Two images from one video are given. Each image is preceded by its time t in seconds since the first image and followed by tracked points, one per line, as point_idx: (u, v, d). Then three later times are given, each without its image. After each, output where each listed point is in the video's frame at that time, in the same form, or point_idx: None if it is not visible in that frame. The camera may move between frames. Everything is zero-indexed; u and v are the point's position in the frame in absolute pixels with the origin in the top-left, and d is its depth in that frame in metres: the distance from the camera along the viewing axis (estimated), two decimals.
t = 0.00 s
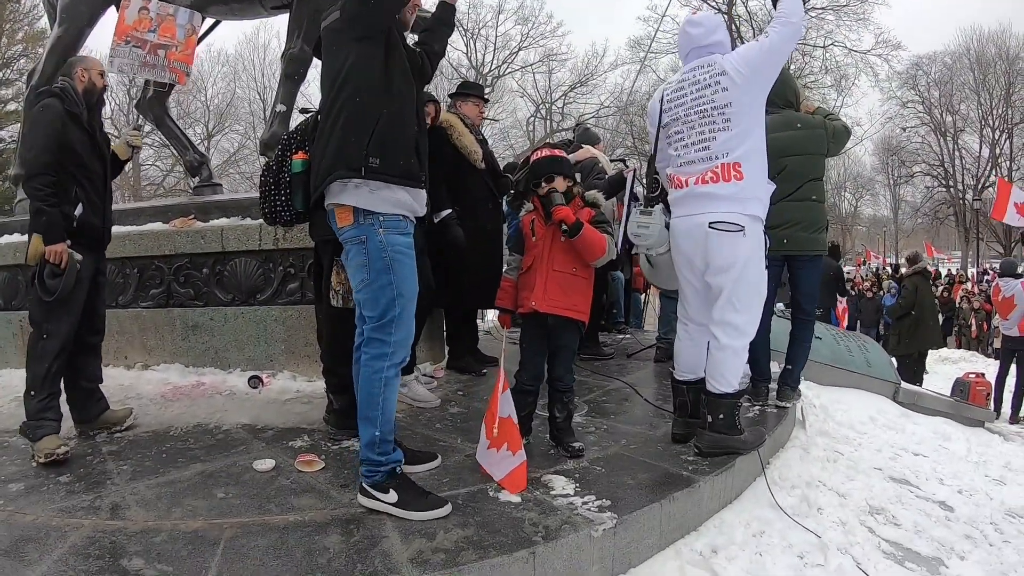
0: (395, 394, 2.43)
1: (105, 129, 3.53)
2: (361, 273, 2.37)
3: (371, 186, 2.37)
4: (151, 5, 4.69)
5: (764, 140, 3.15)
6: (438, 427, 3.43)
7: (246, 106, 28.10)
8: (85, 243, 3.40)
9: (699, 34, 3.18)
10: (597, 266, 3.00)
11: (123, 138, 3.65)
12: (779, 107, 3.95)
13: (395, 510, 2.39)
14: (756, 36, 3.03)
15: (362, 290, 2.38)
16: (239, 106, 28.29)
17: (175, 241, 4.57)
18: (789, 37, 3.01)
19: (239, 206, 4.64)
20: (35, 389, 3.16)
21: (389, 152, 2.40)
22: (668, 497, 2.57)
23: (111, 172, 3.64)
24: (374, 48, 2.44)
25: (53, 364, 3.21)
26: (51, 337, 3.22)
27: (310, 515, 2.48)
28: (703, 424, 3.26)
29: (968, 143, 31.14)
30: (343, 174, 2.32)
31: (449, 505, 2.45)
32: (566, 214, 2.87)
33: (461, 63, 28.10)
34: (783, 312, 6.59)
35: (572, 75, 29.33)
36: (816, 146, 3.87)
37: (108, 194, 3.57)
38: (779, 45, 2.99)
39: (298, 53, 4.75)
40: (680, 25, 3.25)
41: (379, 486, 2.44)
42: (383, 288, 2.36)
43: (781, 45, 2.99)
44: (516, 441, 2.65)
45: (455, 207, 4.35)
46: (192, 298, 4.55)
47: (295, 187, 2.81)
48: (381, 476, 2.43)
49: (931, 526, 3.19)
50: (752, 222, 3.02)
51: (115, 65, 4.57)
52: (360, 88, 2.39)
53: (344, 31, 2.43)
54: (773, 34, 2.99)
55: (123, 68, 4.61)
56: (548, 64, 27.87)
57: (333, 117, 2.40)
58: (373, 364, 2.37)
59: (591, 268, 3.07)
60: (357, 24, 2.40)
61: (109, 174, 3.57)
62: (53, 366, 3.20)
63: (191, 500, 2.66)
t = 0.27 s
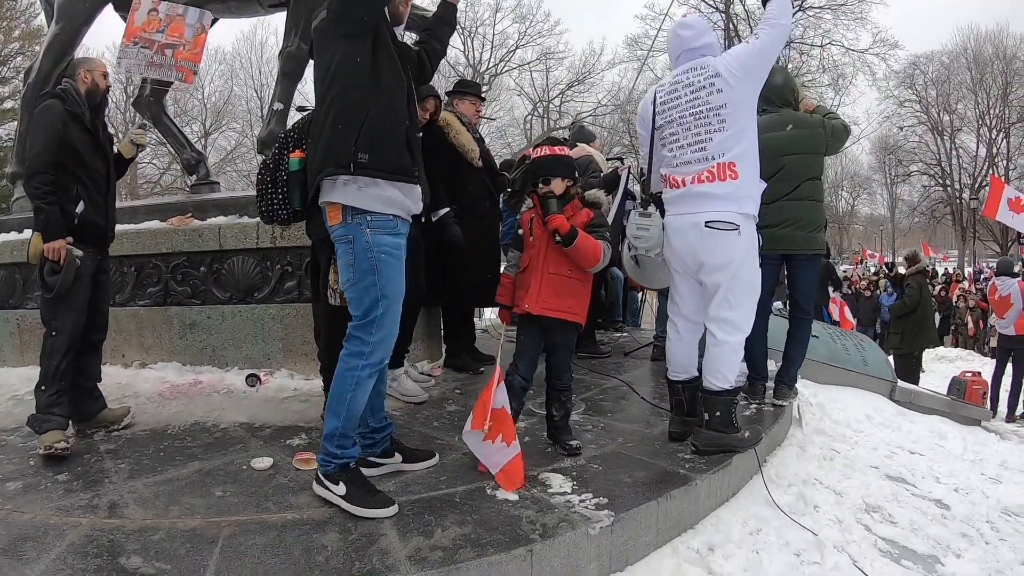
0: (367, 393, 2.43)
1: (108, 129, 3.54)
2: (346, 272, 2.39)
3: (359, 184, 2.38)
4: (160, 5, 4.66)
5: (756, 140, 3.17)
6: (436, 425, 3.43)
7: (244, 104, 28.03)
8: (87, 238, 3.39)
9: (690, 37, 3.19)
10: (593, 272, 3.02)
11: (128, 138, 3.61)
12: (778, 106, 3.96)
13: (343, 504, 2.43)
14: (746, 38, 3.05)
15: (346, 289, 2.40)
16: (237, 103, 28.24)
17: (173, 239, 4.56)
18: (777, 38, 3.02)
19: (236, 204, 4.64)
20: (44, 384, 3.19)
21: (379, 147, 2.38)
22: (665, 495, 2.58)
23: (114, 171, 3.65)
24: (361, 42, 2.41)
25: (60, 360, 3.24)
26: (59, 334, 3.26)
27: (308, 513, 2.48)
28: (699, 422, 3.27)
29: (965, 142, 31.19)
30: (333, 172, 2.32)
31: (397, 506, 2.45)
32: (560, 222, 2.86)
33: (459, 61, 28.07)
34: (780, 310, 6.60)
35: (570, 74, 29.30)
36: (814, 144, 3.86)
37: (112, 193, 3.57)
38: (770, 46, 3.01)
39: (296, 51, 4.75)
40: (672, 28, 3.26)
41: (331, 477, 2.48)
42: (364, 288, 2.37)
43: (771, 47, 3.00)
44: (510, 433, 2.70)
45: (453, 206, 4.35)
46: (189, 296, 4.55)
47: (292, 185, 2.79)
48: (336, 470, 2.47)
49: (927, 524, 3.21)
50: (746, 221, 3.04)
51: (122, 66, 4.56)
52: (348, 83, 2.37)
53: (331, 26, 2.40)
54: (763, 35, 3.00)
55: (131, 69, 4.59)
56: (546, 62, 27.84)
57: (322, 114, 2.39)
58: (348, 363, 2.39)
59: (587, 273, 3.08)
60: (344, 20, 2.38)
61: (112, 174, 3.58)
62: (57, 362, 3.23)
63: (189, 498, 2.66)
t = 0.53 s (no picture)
0: (350, 394, 2.42)
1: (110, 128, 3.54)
2: (330, 269, 2.41)
3: (345, 179, 2.39)
4: (158, 7, 4.68)
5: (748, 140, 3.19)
6: (435, 423, 3.43)
7: (243, 102, 28.00)
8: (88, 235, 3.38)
9: (684, 40, 3.19)
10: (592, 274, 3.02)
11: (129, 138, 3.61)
12: (777, 103, 3.95)
13: (336, 503, 2.44)
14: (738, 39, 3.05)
15: (329, 286, 2.41)
16: (236, 101, 28.20)
17: (171, 237, 4.56)
18: (769, 39, 3.02)
19: (235, 202, 4.65)
20: (43, 382, 3.20)
21: (367, 141, 2.37)
22: (663, 492, 2.58)
23: (116, 170, 3.66)
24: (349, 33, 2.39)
25: (62, 358, 3.25)
26: (60, 332, 3.26)
27: (307, 510, 2.48)
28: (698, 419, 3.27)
29: (964, 140, 31.19)
30: (320, 167, 2.31)
31: (388, 505, 2.44)
32: (570, 231, 2.81)
33: (458, 59, 28.04)
34: (779, 308, 6.61)
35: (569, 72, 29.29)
36: (814, 141, 3.86)
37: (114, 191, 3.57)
38: (762, 47, 3.00)
39: (295, 49, 4.74)
40: (664, 31, 3.25)
41: (323, 479, 2.49)
42: (347, 286, 2.38)
43: (763, 47, 2.99)
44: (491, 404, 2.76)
45: (452, 203, 4.35)
46: (188, 294, 4.54)
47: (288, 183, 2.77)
48: (327, 470, 2.47)
49: (926, 522, 3.21)
50: (741, 218, 3.06)
51: (121, 69, 4.58)
52: (337, 76, 2.35)
53: (319, 17, 2.38)
54: (755, 36, 3.00)
55: (131, 71, 4.61)
56: (545, 60, 27.82)
57: (310, 107, 2.38)
58: (329, 364, 2.39)
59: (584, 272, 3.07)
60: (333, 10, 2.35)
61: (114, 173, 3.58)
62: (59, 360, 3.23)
63: (188, 496, 2.66)
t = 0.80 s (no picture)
0: (339, 392, 2.43)
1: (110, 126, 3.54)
2: (312, 268, 2.40)
3: (328, 176, 2.37)
4: (159, 12, 4.70)
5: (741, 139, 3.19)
6: (434, 420, 3.43)
7: (242, 100, 27.97)
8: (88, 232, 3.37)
9: (677, 42, 3.18)
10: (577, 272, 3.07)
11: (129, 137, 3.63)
12: (776, 100, 3.94)
13: (334, 501, 2.45)
14: (729, 40, 3.07)
15: (312, 283, 2.40)
16: (235, 100, 28.17)
17: (170, 235, 4.56)
18: (759, 40, 3.06)
19: (234, 200, 4.65)
20: (42, 380, 3.19)
21: (352, 135, 2.36)
22: (663, 489, 2.58)
23: (117, 168, 3.66)
24: (334, 25, 2.38)
25: (63, 354, 3.24)
26: (59, 329, 3.25)
27: (306, 507, 2.48)
28: (698, 415, 3.27)
29: (964, 138, 31.19)
30: (304, 162, 2.30)
31: (391, 500, 2.46)
32: (571, 239, 2.84)
33: (457, 57, 28.02)
34: (778, 305, 6.60)
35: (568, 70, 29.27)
36: (813, 138, 3.86)
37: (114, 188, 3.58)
38: (753, 48, 3.05)
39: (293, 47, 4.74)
40: (655, 33, 3.25)
41: (322, 477, 2.49)
42: (330, 285, 2.36)
43: (755, 49, 3.05)
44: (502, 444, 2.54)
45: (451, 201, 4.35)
46: (187, 292, 4.54)
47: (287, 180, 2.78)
48: (324, 470, 2.46)
49: (925, 519, 3.21)
50: (735, 217, 3.06)
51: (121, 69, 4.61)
52: (321, 69, 2.34)
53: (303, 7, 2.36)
54: (746, 38, 3.04)
55: (131, 72, 4.62)
56: (545, 58, 27.79)
57: (293, 100, 2.37)
58: (315, 364, 2.38)
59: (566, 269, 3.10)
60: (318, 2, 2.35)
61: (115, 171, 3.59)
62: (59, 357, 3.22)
63: (187, 493, 2.66)
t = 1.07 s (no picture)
0: (330, 392, 2.43)
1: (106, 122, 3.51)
2: (295, 267, 2.39)
3: (310, 176, 2.37)
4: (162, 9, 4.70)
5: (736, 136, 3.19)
6: (433, 417, 3.43)
7: (241, 99, 27.94)
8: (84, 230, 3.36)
9: (671, 40, 3.18)
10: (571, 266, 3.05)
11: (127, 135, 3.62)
12: (774, 95, 3.94)
13: (333, 498, 2.45)
14: (723, 37, 3.08)
15: (295, 283, 2.40)
16: (234, 98, 28.14)
17: (169, 234, 4.55)
18: (751, 37, 3.07)
19: (232, 198, 4.65)
20: (40, 380, 3.18)
21: (332, 134, 2.36)
22: (661, 484, 2.58)
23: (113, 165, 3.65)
24: (316, 20, 2.37)
25: (60, 353, 3.24)
26: (55, 328, 3.24)
27: (305, 504, 2.48)
28: (696, 411, 3.27)
29: (964, 135, 31.16)
30: (283, 163, 2.32)
31: (389, 496, 2.46)
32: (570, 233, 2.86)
33: (456, 55, 27.99)
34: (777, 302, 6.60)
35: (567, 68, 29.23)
36: (811, 134, 3.86)
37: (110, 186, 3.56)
38: (746, 46, 3.06)
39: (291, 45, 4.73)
40: (650, 31, 3.25)
41: (321, 475, 2.49)
42: (313, 284, 2.36)
43: (749, 46, 3.07)
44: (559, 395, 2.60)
45: (451, 197, 4.34)
46: (186, 290, 4.54)
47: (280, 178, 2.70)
48: (323, 467, 2.47)
49: (924, 514, 3.21)
50: (731, 212, 3.06)
51: (123, 66, 4.57)
52: (302, 67, 2.34)
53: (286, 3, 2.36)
54: (740, 36, 3.05)
55: (132, 68, 4.59)
56: (544, 55, 27.76)
57: (275, 98, 2.38)
58: (306, 364, 2.38)
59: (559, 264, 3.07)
60: None
61: (110, 168, 3.57)
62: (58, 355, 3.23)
63: (186, 491, 2.66)
